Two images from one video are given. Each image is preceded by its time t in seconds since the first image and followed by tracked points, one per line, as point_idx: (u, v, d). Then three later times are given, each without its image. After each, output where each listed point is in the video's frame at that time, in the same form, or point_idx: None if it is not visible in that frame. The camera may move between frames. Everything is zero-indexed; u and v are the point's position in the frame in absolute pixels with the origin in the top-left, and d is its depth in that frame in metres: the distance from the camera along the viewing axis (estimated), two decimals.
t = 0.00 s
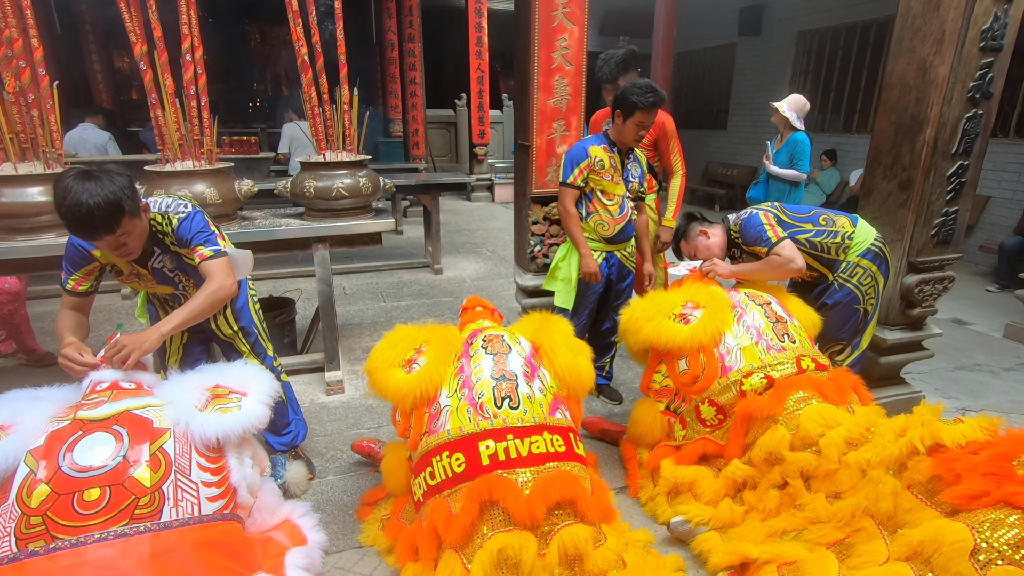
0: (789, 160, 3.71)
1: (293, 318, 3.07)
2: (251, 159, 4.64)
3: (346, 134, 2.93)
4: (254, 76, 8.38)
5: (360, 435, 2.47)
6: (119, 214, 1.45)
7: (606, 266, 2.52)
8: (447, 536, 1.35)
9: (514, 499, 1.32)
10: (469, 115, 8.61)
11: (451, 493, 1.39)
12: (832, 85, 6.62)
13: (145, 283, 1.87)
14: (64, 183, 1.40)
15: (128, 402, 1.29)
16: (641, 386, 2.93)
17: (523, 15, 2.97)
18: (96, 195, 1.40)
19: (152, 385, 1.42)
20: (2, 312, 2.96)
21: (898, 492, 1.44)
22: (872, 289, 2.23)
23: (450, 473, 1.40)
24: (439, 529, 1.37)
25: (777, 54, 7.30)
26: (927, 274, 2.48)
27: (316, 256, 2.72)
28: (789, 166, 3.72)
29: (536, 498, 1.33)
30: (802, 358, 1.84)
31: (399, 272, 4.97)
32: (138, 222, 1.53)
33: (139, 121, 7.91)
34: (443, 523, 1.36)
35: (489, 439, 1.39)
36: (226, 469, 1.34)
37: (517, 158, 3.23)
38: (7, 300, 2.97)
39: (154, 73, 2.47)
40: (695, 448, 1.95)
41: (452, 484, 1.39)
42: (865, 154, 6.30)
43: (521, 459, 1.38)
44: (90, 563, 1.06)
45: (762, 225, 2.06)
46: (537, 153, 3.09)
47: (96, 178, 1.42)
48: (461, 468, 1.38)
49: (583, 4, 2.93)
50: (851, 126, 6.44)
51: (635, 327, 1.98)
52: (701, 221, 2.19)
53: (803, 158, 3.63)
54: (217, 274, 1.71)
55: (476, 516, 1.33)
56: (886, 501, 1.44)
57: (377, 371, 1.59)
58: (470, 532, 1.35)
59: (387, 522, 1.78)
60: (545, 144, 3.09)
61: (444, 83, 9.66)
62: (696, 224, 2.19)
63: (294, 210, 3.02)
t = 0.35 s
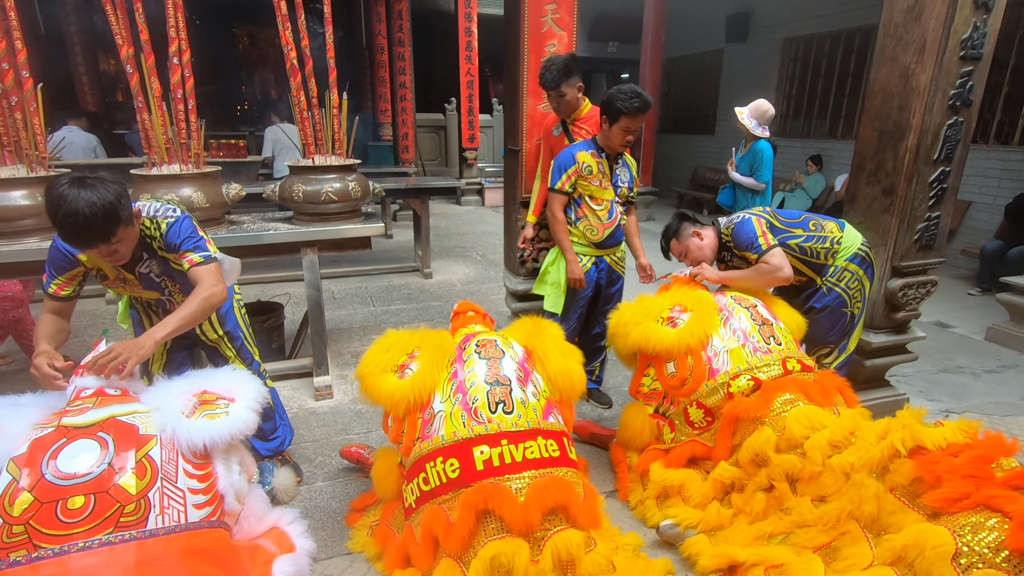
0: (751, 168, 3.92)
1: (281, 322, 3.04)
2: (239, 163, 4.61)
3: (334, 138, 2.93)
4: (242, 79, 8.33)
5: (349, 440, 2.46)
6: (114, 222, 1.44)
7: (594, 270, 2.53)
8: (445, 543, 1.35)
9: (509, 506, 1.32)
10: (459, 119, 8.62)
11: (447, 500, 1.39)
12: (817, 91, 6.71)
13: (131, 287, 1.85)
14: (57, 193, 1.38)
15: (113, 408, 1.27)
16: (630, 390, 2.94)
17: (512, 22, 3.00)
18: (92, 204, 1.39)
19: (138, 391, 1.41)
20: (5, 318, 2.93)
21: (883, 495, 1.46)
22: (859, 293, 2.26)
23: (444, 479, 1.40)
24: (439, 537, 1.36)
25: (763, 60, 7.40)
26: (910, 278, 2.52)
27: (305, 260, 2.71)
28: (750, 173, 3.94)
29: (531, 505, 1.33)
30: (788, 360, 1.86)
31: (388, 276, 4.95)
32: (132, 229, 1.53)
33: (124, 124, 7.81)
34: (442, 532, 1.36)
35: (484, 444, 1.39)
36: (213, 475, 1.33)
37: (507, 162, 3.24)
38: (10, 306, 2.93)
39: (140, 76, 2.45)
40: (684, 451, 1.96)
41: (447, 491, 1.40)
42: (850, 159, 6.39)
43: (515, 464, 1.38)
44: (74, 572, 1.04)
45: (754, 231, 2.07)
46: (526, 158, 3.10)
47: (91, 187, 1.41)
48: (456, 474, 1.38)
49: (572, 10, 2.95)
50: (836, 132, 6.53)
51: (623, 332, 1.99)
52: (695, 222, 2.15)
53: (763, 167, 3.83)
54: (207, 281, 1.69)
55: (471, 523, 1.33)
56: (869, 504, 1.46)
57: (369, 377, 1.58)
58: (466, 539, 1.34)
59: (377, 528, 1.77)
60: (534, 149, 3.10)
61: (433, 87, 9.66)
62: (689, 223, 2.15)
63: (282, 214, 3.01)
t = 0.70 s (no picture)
0: (715, 173, 4.09)
1: (261, 329, 3.01)
2: (220, 167, 4.56)
3: (317, 144, 2.91)
4: (223, 82, 8.24)
5: (331, 449, 2.43)
6: (114, 202, 1.44)
7: (576, 278, 2.54)
8: (430, 553, 1.33)
9: (494, 515, 1.32)
10: (443, 126, 8.63)
11: (431, 509, 1.38)
12: (796, 102, 6.85)
13: (130, 284, 1.84)
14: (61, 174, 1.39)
15: (85, 418, 1.24)
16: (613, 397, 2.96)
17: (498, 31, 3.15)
18: (96, 184, 1.39)
19: (111, 400, 1.37)
20: None
21: (860, 499, 1.48)
22: (837, 300, 2.30)
23: (428, 487, 1.39)
24: (425, 547, 1.35)
25: (743, 71, 7.54)
26: (886, 286, 2.57)
27: (286, 267, 2.68)
28: (714, 179, 4.11)
29: (516, 513, 1.33)
30: (768, 366, 1.88)
31: (372, 282, 4.92)
32: (132, 213, 1.52)
33: (101, 127, 7.67)
34: (429, 541, 1.34)
35: (468, 451, 1.38)
36: (188, 485, 1.30)
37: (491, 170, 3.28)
38: None
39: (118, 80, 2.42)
40: (666, 457, 1.97)
41: (431, 499, 1.38)
42: (827, 168, 6.52)
43: (499, 472, 1.38)
44: None
45: (737, 239, 2.10)
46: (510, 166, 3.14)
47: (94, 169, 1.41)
48: (440, 482, 1.37)
49: (555, 19, 3.10)
50: (814, 142, 6.66)
51: (605, 339, 2.01)
52: (680, 226, 2.17)
53: (728, 174, 3.99)
54: (228, 285, 1.89)
55: (456, 532, 1.32)
56: (847, 508, 1.47)
57: (351, 385, 1.57)
58: (451, 550, 1.33)
59: (358, 537, 1.74)
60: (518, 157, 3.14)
61: (418, 93, 9.66)
62: (673, 228, 2.17)
63: (264, 221, 2.97)
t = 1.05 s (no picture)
0: (696, 181, 4.14)
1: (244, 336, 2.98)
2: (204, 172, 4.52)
3: (303, 151, 2.89)
4: (207, 86, 8.16)
5: (314, 458, 2.41)
6: (128, 144, 1.63)
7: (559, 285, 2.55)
8: (415, 566, 1.33)
9: (481, 527, 1.32)
10: (430, 132, 8.63)
11: (416, 521, 1.37)
12: (777, 113, 6.98)
13: (139, 255, 1.94)
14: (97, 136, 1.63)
15: (62, 429, 1.22)
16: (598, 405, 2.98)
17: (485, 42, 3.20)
18: (115, 143, 1.60)
19: (89, 410, 1.35)
20: None
21: (840, 508, 1.50)
22: (816, 309, 2.34)
23: (413, 499, 1.38)
24: (409, 559, 1.34)
25: (726, 83, 7.67)
26: (864, 296, 2.63)
27: (270, 274, 2.65)
28: (696, 187, 4.16)
29: (502, 524, 1.33)
30: (750, 376, 1.90)
31: (357, 289, 4.89)
32: (144, 168, 1.69)
33: (81, 129, 7.54)
34: (413, 553, 1.33)
35: (454, 462, 1.38)
36: (168, 498, 1.28)
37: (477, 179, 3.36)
38: None
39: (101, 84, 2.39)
40: (650, 466, 1.98)
41: (416, 511, 1.38)
42: (808, 179, 6.64)
43: (485, 483, 1.38)
44: None
45: (723, 247, 2.13)
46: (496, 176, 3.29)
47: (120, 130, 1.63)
48: (426, 494, 1.37)
49: (543, 30, 3.15)
50: (795, 153, 6.79)
51: (590, 348, 2.02)
52: (667, 231, 2.20)
53: (709, 182, 4.06)
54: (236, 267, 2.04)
55: (442, 544, 1.31)
56: (827, 516, 1.49)
57: (335, 395, 1.56)
58: (437, 563, 1.32)
59: (340, 548, 1.72)
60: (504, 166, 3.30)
61: (405, 99, 9.67)
62: (662, 231, 2.20)
63: (248, 227, 2.96)
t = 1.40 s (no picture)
0: (687, 187, 4.19)
1: (228, 341, 2.95)
2: (188, 176, 4.48)
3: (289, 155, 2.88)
4: (193, 89, 8.09)
5: (298, 466, 2.38)
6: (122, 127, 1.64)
7: (543, 289, 2.57)
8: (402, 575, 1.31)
9: (468, 536, 1.31)
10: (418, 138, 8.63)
11: (403, 530, 1.36)
12: (762, 123, 7.08)
13: (110, 238, 1.94)
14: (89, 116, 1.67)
15: (39, 437, 1.19)
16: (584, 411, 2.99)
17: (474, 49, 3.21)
18: (103, 123, 1.61)
19: (67, 417, 1.33)
20: (4, 330, 2.88)
21: (823, 514, 1.51)
22: (798, 317, 2.37)
23: (400, 508, 1.37)
24: (395, 569, 1.33)
25: (712, 92, 7.76)
26: (846, 304, 2.67)
27: (255, 279, 2.63)
28: (687, 193, 4.20)
29: (490, 533, 1.32)
30: (734, 382, 1.92)
31: (343, 294, 4.86)
32: (133, 150, 1.71)
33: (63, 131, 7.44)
34: (399, 563, 1.32)
35: (441, 470, 1.38)
36: (148, 507, 1.26)
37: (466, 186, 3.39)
38: (12, 317, 2.90)
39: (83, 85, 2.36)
40: (636, 472, 1.99)
41: (403, 520, 1.37)
42: (791, 189, 6.74)
43: (472, 491, 1.37)
44: None
45: (709, 248, 2.16)
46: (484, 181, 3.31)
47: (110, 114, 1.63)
48: (413, 503, 1.36)
49: (531, 38, 3.17)
50: (779, 163, 6.89)
51: (577, 355, 2.03)
52: (657, 229, 2.19)
53: (699, 189, 4.18)
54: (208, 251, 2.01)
55: (429, 554, 1.30)
56: (810, 523, 1.50)
57: (321, 403, 1.55)
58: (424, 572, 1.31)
59: (324, 557, 1.70)
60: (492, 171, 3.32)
61: (393, 104, 9.66)
62: (650, 228, 2.18)
63: (233, 231, 2.93)
